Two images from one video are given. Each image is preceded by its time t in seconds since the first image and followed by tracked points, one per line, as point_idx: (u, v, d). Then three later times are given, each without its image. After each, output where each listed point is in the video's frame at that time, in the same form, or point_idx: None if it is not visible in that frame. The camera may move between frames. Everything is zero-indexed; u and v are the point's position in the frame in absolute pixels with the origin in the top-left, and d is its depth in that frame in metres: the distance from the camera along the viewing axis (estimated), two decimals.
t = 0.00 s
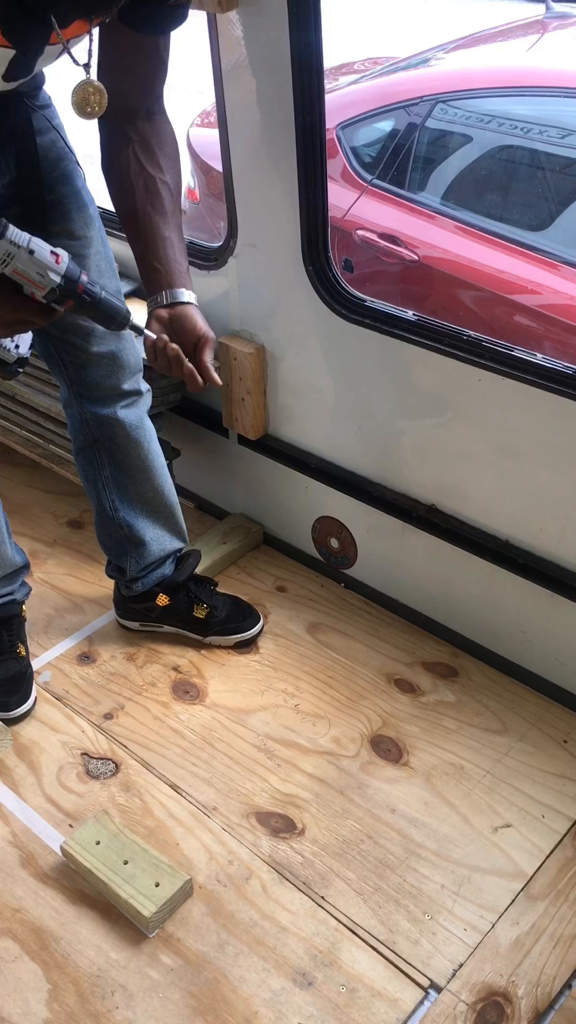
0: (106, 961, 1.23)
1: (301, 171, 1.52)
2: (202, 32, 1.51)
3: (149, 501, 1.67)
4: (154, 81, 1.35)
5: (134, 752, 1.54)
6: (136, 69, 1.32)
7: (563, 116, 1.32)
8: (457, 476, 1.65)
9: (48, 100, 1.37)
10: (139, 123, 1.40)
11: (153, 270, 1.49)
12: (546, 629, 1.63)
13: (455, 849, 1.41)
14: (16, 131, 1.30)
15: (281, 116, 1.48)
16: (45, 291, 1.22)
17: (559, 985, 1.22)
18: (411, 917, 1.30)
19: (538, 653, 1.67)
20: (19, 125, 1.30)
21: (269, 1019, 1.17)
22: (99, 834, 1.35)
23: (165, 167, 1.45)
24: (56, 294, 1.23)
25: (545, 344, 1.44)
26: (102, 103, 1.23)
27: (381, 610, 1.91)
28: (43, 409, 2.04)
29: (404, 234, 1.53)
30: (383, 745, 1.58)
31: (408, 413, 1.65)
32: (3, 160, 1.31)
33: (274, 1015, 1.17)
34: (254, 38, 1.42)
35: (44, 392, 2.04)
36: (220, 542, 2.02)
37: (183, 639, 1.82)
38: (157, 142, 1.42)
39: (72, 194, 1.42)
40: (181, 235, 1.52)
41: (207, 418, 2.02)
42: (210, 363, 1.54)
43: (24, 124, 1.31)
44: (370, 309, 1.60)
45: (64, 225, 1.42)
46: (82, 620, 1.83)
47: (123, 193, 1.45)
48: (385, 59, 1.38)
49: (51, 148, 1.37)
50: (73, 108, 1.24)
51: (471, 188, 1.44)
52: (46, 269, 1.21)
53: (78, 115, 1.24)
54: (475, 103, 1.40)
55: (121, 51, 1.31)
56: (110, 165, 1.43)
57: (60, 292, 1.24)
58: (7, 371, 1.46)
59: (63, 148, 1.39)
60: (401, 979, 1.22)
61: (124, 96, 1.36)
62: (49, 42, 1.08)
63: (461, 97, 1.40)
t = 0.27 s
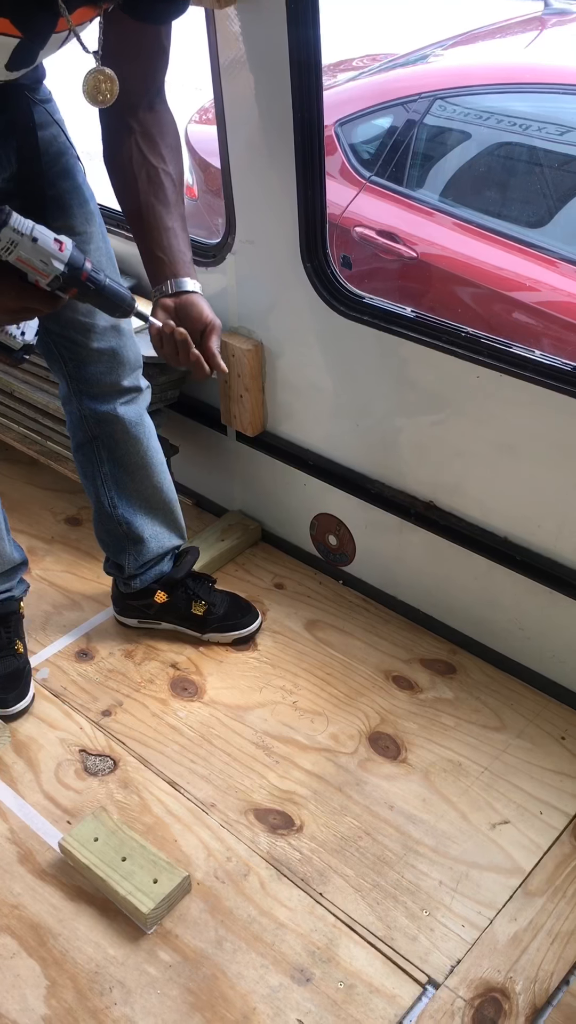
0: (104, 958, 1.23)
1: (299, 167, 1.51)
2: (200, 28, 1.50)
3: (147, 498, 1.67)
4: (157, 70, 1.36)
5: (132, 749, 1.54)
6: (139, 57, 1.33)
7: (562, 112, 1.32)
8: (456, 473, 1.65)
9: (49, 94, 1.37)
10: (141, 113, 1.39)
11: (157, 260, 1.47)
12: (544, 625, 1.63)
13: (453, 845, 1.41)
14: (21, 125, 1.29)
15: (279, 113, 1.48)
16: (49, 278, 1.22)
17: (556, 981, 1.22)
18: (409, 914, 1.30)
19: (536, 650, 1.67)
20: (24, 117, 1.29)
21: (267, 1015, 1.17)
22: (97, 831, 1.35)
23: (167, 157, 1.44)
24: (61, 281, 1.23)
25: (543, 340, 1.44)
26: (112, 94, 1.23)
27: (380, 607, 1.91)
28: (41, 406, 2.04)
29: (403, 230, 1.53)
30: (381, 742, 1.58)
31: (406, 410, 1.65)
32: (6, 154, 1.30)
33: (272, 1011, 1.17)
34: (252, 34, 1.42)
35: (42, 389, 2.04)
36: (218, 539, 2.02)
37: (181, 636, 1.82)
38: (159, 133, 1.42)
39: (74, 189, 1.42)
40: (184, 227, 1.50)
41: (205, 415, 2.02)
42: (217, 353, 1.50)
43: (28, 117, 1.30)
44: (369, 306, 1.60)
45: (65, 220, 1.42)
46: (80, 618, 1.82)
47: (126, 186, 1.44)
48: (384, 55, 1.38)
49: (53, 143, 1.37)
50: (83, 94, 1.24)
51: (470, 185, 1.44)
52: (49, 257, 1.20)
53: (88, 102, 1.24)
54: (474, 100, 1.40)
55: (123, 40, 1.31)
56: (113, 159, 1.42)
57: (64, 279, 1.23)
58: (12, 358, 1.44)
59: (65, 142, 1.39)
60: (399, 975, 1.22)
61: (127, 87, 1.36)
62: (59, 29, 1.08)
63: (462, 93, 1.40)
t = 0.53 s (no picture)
0: (104, 956, 1.23)
1: (300, 166, 1.51)
2: (202, 27, 1.50)
3: (148, 497, 1.68)
4: (162, 66, 1.35)
5: (132, 747, 1.54)
6: (145, 54, 1.32)
7: (563, 111, 1.32)
8: (456, 472, 1.65)
9: (54, 92, 1.38)
10: (146, 108, 1.39)
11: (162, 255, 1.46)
12: (544, 625, 1.63)
13: (453, 844, 1.41)
14: (27, 123, 1.29)
15: (280, 112, 1.48)
16: (56, 272, 1.22)
17: (555, 980, 1.23)
18: (409, 912, 1.31)
19: (536, 649, 1.67)
20: (30, 115, 1.29)
21: (267, 1014, 1.17)
22: (98, 829, 1.35)
23: (172, 152, 1.43)
24: (67, 275, 1.23)
25: (544, 340, 1.44)
26: (113, 81, 1.23)
27: (380, 606, 1.91)
28: (42, 404, 2.04)
29: (403, 229, 1.53)
30: (381, 740, 1.58)
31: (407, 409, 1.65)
32: (12, 152, 1.31)
33: (271, 1010, 1.17)
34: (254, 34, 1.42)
35: (43, 387, 2.04)
36: (219, 538, 2.02)
37: (182, 634, 1.82)
38: (165, 128, 1.41)
39: (79, 188, 1.42)
40: (190, 222, 1.49)
41: (206, 414, 2.02)
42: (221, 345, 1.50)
43: (34, 114, 1.30)
44: (370, 306, 1.60)
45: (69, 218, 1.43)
46: (80, 616, 1.82)
47: (131, 180, 1.44)
48: (385, 55, 1.38)
49: (57, 140, 1.37)
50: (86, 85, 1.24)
51: (470, 183, 1.44)
52: (56, 250, 1.20)
53: (88, 90, 1.24)
54: (475, 100, 1.41)
55: (129, 35, 1.31)
56: (119, 153, 1.42)
57: (71, 273, 1.23)
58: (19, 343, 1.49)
59: (70, 140, 1.40)
60: (398, 973, 1.23)
61: (133, 81, 1.36)
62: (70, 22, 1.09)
63: (457, 93, 1.42)
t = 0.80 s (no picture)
0: (105, 955, 1.23)
1: (304, 167, 1.52)
2: (206, 26, 1.50)
3: (152, 497, 1.68)
4: (168, 58, 1.36)
5: (134, 747, 1.54)
6: (153, 50, 1.33)
7: (567, 112, 1.32)
8: (458, 472, 1.64)
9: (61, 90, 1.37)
10: (152, 103, 1.39)
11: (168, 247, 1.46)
12: (546, 626, 1.63)
13: (454, 846, 1.41)
14: (36, 120, 1.28)
15: (285, 111, 1.48)
16: (62, 273, 1.22)
17: (557, 983, 1.22)
18: (410, 914, 1.30)
19: (539, 650, 1.67)
20: (38, 115, 1.28)
21: (268, 1014, 1.17)
22: (99, 829, 1.35)
23: (178, 146, 1.43)
24: (73, 275, 1.23)
25: (547, 341, 1.44)
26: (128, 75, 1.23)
27: (382, 606, 1.91)
28: (45, 403, 2.04)
29: (407, 230, 1.52)
30: (383, 741, 1.58)
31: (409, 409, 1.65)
32: (21, 150, 1.30)
33: (272, 1011, 1.17)
34: (258, 34, 1.42)
35: (46, 386, 2.04)
36: (221, 538, 2.02)
37: (184, 634, 1.82)
38: (171, 123, 1.41)
39: (86, 188, 1.44)
40: (196, 215, 1.49)
41: (209, 414, 2.02)
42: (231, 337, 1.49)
43: (42, 114, 1.29)
44: (373, 306, 1.60)
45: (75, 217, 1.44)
46: (82, 615, 1.82)
47: (137, 175, 1.44)
48: (389, 54, 1.37)
49: (64, 139, 1.38)
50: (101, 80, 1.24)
51: (474, 183, 1.43)
52: (62, 252, 1.20)
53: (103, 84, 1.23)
54: (480, 100, 1.39)
55: (135, 26, 1.31)
56: (125, 148, 1.42)
57: (78, 273, 1.24)
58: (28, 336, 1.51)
59: (78, 139, 1.41)
60: (399, 975, 1.22)
61: (139, 75, 1.36)
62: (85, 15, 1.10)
63: (464, 92, 1.39)
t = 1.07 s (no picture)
0: (106, 956, 1.22)
1: (308, 166, 1.51)
2: (211, 26, 1.49)
3: (159, 499, 1.68)
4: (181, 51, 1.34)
5: (136, 747, 1.54)
6: (167, 40, 1.32)
7: (570, 114, 1.33)
8: (462, 473, 1.64)
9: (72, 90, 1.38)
10: (164, 96, 1.37)
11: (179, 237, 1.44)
12: (550, 627, 1.62)
13: (457, 847, 1.41)
14: (45, 118, 1.30)
15: (289, 110, 1.47)
16: (80, 250, 1.20)
17: (559, 985, 1.22)
18: (412, 915, 1.30)
19: (542, 652, 1.66)
20: (49, 113, 1.30)
21: (269, 1016, 1.16)
22: (101, 829, 1.35)
23: (188, 138, 1.41)
24: (90, 256, 1.21)
25: (551, 342, 1.43)
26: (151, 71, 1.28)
27: (385, 607, 1.91)
28: (48, 402, 2.04)
29: (412, 230, 1.53)
30: (385, 742, 1.58)
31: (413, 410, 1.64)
32: (31, 148, 1.31)
33: (273, 1012, 1.17)
34: (263, 34, 1.42)
35: (49, 385, 2.05)
36: (224, 539, 2.02)
37: (186, 634, 1.82)
38: (182, 114, 1.39)
39: (96, 187, 1.43)
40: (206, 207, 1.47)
41: (212, 414, 2.02)
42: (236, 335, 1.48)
43: (53, 112, 1.31)
44: (377, 306, 1.59)
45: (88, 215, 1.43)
46: (84, 615, 1.82)
47: (147, 165, 1.42)
48: (394, 55, 1.38)
49: (78, 140, 1.38)
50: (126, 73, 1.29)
51: (478, 184, 1.45)
52: (84, 226, 1.19)
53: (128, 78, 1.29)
54: (485, 101, 1.41)
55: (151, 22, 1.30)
56: (135, 138, 1.41)
57: (82, 256, 1.21)
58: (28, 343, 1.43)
59: (88, 139, 1.40)
60: (401, 977, 1.22)
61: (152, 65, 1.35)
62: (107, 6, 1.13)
63: (469, 93, 1.42)
